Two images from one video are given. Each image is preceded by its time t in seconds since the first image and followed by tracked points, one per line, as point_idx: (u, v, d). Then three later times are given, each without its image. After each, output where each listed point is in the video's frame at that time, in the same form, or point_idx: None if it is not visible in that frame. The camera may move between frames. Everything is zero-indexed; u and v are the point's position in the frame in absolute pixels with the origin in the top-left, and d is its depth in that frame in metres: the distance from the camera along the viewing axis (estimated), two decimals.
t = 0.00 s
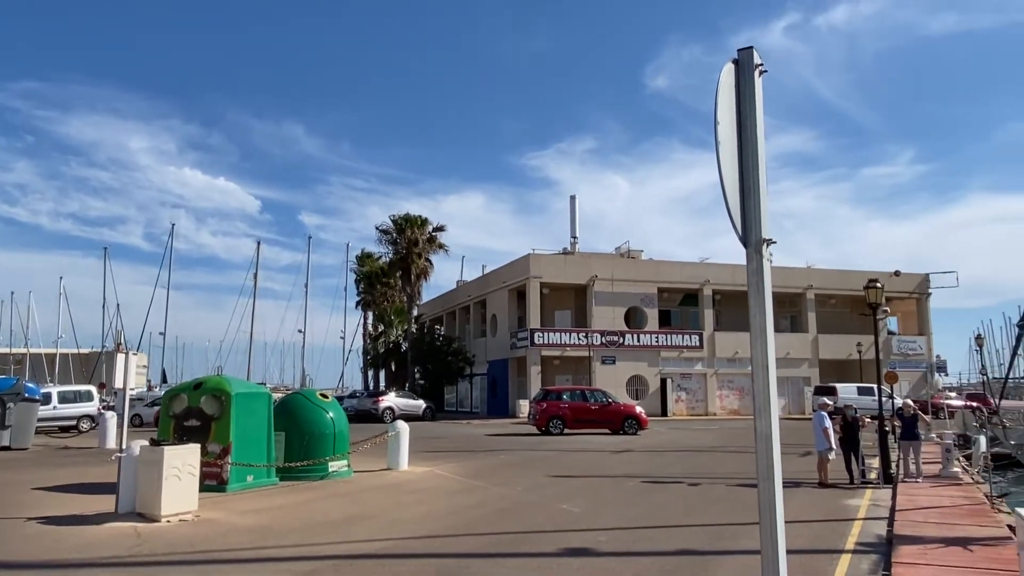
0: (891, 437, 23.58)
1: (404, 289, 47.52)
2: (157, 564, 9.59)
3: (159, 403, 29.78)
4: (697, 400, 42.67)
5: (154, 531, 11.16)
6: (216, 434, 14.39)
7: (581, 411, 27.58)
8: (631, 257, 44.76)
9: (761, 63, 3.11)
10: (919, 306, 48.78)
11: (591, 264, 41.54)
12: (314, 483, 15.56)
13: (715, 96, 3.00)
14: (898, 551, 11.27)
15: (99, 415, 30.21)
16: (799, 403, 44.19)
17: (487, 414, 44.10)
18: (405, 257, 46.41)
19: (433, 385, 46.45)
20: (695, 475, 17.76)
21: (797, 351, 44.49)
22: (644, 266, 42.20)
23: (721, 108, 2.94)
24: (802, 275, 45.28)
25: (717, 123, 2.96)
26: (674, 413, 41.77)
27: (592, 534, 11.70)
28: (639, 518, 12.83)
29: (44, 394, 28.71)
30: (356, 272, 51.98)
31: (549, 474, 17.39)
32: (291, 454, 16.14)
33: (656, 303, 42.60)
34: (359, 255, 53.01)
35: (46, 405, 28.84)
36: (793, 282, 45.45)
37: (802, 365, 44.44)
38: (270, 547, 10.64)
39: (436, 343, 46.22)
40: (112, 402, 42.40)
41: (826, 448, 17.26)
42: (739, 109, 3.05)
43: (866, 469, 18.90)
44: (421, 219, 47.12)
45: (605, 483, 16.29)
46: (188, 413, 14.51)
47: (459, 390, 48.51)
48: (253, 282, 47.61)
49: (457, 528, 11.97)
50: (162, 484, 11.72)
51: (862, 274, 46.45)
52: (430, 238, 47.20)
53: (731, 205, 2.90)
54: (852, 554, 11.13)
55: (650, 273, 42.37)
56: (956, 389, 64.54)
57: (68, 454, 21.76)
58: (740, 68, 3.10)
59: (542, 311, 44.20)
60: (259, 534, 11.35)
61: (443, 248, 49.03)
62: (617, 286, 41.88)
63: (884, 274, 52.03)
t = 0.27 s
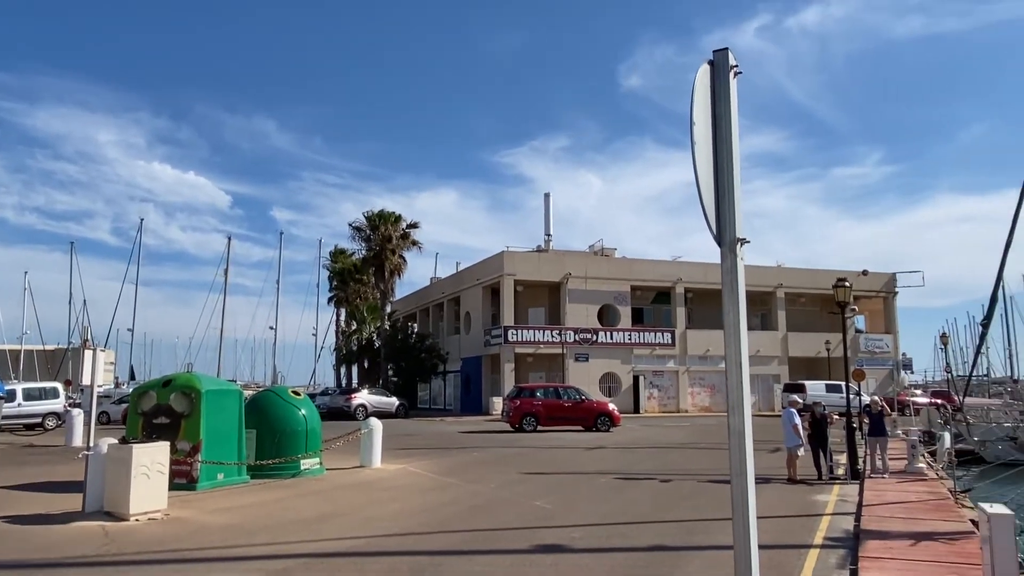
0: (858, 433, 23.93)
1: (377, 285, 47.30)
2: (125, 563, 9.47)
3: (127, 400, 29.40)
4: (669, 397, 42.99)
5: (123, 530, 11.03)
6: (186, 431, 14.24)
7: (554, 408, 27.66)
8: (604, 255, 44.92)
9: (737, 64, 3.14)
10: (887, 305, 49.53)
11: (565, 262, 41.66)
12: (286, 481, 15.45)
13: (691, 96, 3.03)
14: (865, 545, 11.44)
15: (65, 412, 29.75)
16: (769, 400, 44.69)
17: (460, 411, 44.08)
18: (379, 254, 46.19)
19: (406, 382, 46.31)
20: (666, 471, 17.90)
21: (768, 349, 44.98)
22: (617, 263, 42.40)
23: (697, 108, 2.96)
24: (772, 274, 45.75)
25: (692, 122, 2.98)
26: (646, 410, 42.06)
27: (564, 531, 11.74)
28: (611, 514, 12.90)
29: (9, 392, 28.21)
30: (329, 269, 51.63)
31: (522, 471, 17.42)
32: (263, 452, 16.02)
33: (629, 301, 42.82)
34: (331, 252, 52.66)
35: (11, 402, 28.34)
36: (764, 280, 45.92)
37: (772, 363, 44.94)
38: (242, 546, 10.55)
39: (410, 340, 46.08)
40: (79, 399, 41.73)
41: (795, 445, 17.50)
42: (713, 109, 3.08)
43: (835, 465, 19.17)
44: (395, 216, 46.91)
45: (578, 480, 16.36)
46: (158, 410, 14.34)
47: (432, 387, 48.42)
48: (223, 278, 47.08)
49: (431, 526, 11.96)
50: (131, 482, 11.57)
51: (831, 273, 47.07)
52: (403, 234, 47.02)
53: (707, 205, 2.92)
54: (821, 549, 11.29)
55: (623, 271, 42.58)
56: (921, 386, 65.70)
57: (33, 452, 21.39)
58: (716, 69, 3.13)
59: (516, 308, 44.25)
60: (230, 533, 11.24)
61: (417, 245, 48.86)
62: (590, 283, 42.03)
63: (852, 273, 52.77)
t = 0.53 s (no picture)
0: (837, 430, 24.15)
1: (360, 282, 47.14)
2: (106, 562, 9.40)
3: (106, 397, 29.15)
4: (651, 395, 43.20)
5: (103, 529, 10.94)
6: (167, 429, 14.14)
7: (537, 406, 27.71)
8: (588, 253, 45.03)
9: (723, 66, 3.16)
10: (865, 304, 50.04)
11: (548, 260, 41.71)
12: (268, 479, 15.38)
13: (679, 97, 3.05)
14: (844, 541, 11.55)
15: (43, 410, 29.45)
16: (749, 398, 45.02)
17: (443, 408, 44.05)
18: (362, 251, 46.03)
19: (389, 380, 46.20)
20: (648, 468, 17.99)
21: (749, 347, 45.29)
22: (600, 261, 42.51)
23: (684, 108, 2.99)
24: (754, 273, 46.04)
25: (679, 122, 3.01)
26: (628, 408, 42.24)
27: (547, 528, 11.77)
28: (593, 512, 12.95)
29: None
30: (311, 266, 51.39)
31: (505, 469, 17.44)
32: (244, 450, 15.93)
33: (612, 299, 42.95)
34: (314, 249, 52.40)
35: None
36: (745, 279, 46.22)
37: (753, 361, 45.28)
38: (223, 544, 10.50)
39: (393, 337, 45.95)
40: (58, 397, 41.30)
41: (775, 443, 17.68)
42: (701, 110, 3.10)
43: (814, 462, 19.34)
44: (378, 213, 46.74)
45: (560, 477, 16.41)
46: (138, 408, 14.23)
47: (414, 384, 48.34)
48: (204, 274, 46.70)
49: (414, 523, 11.96)
50: (111, 481, 11.48)
51: (812, 272, 47.47)
52: (387, 231, 46.86)
53: (694, 204, 2.96)
54: (801, 545, 11.39)
55: (606, 270, 42.70)
56: (899, 384, 66.46)
57: (11, 450, 21.16)
58: (703, 70, 3.15)
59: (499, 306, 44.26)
60: (211, 531, 11.18)
61: (400, 242, 48.72)
62: (573, 281, 42.12)
63: (832, 273, 53.24)
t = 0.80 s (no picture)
0: (828, 429, 24.24)
1: (351, 282, 47.03)
2: (97, 563, 9.37)
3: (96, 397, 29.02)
4: (642, 394, 43.30)
5: (93, 529, 10.89)
6: (158, 429, 14.09)
7: (529, 406, 27.72)
8: (580, 253, 45.07)
9: (720, 67, 3.18)
10: (855, 304, 50.28)
11: (540, 259, 41.74)
12: (259, 479, 15.35)
13: (676, 99, 3.07)
14: (835, 540, 11.62)
15: (32, 409, 29.32)
16: (740, 398, 45.18)
17: (434, 408, 44.04)
18: (353, 250, 45.93)
19: (380, 379, 46.15)
20: (640, 468, 18.04)
21: (739, 347, 45.43)
22: (592, 261, 42.56)
23: (681, 110, 3.01)
24: (745, 273, 46.17)
25: (677, 124, 3.03)
26: (619, 408, 42.32)
27: (539, 527, 11.79)
28: (586, 511, 12.97)
29: None
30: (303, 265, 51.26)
31: (497, 468, 17.45)
32: (236, 449, 15.89)
33: (603, 298, 43.02)
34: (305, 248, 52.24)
35: None
36: (736, 279, 46.36)
37: (743, 360, 45.42)
38: (215, 544, 10.47)
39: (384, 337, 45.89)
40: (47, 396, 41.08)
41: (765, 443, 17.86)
42: (697, 112, 3.13)
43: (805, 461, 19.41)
44: (369, 212, 46.65)
45: (552, 476, 16.44)
46: (128, 408, 14.18)
47: (406, 384, 48.30)
48: (194, 273, 46.53)
49: (406, 523, 11.96)
50: (102, 480, 11.43)
51: (802, 273, 47.64)
52: (378, 231, 46.78)
53: (690, 205, 2.98)
54: (792, 544, 11.45)
55: (598, 269, 42.76)
56: (888, 383, 66.78)
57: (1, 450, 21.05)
58: (699, 71, 3.17)
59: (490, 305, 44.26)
60: (203, 531, 11.15)
61: (391, 241, 48.62)
62: (565, 281, 42.16)
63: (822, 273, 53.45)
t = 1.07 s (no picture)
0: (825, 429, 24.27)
1: (349, 281, 46.98)
2: (96, 562, 9.38)
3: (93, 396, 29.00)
4: (639, 394, 43.36)
5: (92, 528, 10.90)
6: (156, 429, 14.08)
7: (526, 405, 27.72)
8: (578, 253, 45.08)
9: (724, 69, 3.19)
10: (852, 304, 50.36)
11: (538, 260, 41.76)
12: (257, 479, 15.35)
13: (681, 99, 3.08)
14: (834, 540, 11.64)
15: (29, 408, 29.30)
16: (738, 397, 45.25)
17: (432, 408, 44.06)
18: (351, 250, 45.91)
19: (377, 379, 46.16)
20: (637, 467, 18.05)
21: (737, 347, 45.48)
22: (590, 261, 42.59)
23: (686, 111, 3.02)
24: (743, 273, 46.21)
25: (682, 125, 3.04)
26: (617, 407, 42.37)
27: (537, 527, 11.81)
28: (584, 511, 12.97)
29: None
30: (300, 264, 51.24)
31: (495, 468, 17.45)
32: (234, 449, 15.88)
33: (601, 298, 43.06)
34: (303, 247, 52.16)
35: None
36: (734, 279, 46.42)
37: (741, 360, 45.50)
38: (213, 544, 10.47)
39: (382, 337, 45.87)
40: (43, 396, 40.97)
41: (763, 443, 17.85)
42: (702, 113, 3.13)
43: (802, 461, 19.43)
44: (367, 212, 46.61)
45: (551, 476, 16.45)
46: (126, 407, 14.17)
47: (404, 383, 48.31)
48: (192, 272, 46.50)
49: (404, 523, 11.97)
50: (100, 480, 11.43)
51: (799, 273, 47.72)
52: (376, 230, 46.75)
53: (696, 205, 2.99)
54: (791, 544, 11.47)
55: (596, 269, 42.78)
56: (885, 383, 66.92)
57: None
58: (704, 72, 3.18)
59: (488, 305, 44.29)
60: (202, 531, 11.16)
61: (388, 241, 48.61)
62: (563, 281, 42.19)
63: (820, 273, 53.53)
